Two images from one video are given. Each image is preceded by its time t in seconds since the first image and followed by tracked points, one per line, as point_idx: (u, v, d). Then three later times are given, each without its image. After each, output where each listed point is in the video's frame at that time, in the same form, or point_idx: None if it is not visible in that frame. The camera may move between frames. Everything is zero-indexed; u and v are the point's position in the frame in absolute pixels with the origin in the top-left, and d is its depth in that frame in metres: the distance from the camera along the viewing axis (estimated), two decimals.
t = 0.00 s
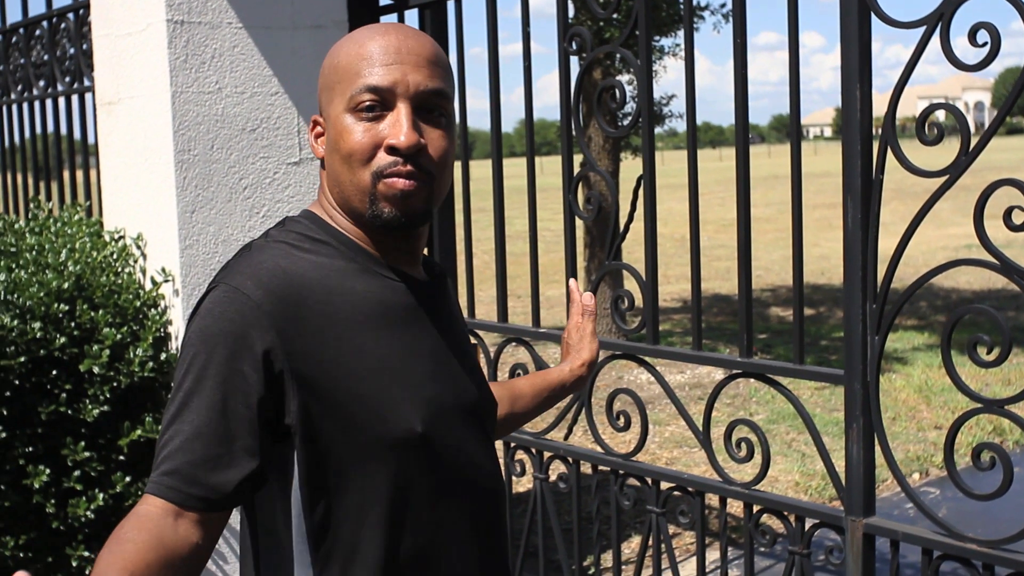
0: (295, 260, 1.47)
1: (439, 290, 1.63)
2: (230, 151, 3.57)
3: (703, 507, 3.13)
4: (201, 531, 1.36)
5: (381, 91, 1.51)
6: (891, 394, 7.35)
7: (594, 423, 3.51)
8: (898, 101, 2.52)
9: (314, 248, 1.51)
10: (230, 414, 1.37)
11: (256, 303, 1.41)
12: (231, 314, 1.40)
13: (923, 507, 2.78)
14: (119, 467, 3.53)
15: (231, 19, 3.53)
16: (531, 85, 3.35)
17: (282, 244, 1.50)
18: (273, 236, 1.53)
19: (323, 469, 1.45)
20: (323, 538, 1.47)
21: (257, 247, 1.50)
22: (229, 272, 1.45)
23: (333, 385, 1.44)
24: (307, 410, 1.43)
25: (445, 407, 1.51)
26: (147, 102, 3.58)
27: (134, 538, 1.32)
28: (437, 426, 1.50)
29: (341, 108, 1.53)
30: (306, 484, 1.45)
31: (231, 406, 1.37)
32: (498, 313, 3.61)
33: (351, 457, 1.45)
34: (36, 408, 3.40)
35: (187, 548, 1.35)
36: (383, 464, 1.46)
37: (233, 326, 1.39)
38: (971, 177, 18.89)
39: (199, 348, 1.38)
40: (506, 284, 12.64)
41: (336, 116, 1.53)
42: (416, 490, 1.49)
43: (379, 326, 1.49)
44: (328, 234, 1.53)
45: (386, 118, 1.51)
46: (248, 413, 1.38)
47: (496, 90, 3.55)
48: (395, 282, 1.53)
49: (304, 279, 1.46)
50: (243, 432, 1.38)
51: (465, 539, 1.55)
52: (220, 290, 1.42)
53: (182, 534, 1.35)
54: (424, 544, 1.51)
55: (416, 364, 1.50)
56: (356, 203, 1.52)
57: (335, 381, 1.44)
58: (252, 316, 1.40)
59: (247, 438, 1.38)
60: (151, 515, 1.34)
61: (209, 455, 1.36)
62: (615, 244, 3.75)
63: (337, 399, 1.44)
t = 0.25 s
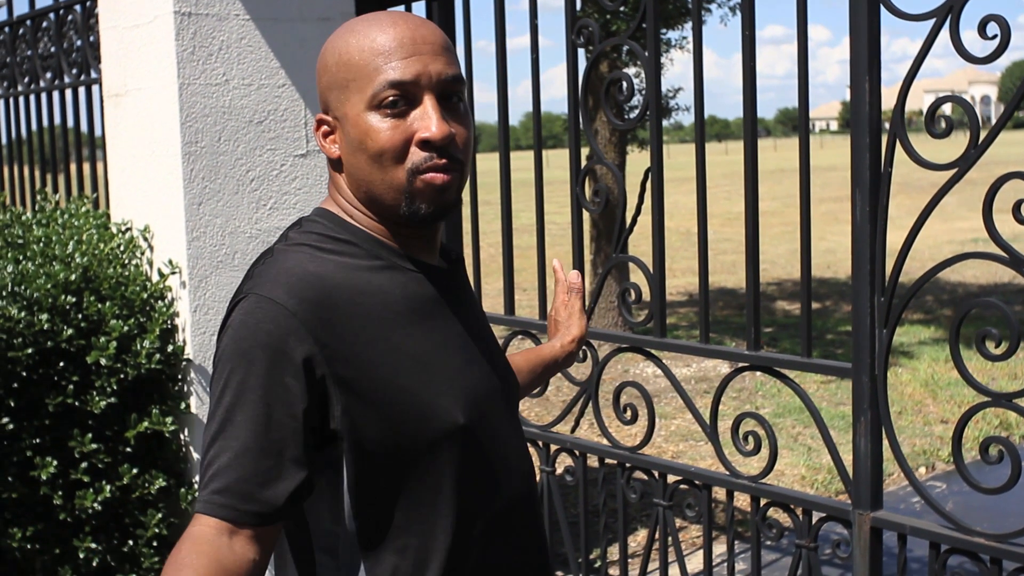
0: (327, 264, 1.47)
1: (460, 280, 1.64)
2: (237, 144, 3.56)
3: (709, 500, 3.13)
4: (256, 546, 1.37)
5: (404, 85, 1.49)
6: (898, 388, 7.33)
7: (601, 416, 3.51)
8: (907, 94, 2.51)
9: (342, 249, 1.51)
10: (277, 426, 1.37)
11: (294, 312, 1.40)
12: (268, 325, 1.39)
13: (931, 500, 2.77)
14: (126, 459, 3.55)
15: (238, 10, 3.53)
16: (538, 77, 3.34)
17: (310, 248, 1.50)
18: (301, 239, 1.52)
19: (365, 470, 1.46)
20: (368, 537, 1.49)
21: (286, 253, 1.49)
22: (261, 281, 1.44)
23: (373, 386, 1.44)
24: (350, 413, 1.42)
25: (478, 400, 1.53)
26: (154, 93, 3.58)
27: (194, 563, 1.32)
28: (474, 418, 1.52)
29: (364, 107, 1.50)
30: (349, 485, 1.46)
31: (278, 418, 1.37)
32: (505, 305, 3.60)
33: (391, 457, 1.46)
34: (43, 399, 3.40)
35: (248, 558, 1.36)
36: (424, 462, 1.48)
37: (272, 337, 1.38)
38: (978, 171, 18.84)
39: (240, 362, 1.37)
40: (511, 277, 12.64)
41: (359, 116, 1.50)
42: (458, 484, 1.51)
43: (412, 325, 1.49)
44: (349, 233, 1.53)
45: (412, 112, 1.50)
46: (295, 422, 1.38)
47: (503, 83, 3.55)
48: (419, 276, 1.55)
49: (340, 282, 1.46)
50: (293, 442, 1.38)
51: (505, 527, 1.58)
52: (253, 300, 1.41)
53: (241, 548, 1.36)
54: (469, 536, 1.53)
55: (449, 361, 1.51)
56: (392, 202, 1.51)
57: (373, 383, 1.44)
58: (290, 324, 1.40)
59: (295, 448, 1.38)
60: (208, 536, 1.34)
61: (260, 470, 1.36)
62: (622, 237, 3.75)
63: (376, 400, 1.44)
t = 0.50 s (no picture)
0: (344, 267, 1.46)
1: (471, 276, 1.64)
2: (234, 142, 3.56)
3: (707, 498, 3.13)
4: (289, 559, 1.37)
5: (384, 76, 1.49)
6: (894, 386, 7.34)
7: (598, 414, 3.51)
8: (904, 91, 2.51)
9: (356, 250, 1.50)
10: (304, 437, 1.36)
11: (314, 319, 1.39)
12: (289, 334, 1.37)
13: (929, 498, 2.77)
14: (123, 458, 3.53)
15: (236, 9, 3.52)
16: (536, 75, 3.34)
17: (325, 252, 1.48)
18: (316, 243, 1.51)
19: (388, 472, 1.45)
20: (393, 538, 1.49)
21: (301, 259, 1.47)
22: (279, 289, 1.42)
23: (394, 387, 1.43)
24: (372, 415, 1.42)
25: (498, 396, 1.53)
26: (151, 91, 3.57)
27: None
28: (496, 416, 1.51)
29: (345, 101, 1.51)
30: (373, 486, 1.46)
31: (304, 428, 1.36)
32: (503, 304, 3.60)
33: (414, 458, 1.46)
34: (40, 398, 3.39)
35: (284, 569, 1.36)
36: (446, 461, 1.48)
37: (293, 346, 1.37)
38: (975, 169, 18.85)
39: (263, 373, 1.36)
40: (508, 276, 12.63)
41: (341, 110, 1.51)
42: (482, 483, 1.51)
43: (431, 325, 1.49)
44: (358, 233, 1.52)
45: (392, 104, 1.49)
46: (319, 430, 1.37)
47: (501, 81, 3.54)
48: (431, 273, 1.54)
49: (358, 286, 1.45)
50: (318, 452, 1.37)
51: (531, 522, 1.58)
52: (272, 309, 1.40)
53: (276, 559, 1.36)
54: (497, 534, 1.54)
55: (468, 360, 1.50)
56: (380, 196, 1.50)
57: (394, 384, 1.43)
58: (311, 331, 1.38)
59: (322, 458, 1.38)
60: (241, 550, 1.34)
61: (290, 482, 1.35)
62: (619, 235, 3.74)
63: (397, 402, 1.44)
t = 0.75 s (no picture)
0: (337, 276, 1.44)
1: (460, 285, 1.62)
2: (219, 145, 3.53)
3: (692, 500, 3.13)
4: None
5: (389, 81, 1.47)
6: (879, 388, 7.37)
7: (584, 416, 3.50)
8: (889, 94, 2.51)
9: (347, 258, 1.47)
10: (295, 452, 1.33)
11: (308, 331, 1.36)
12: (282, 345, 1.34)
13: (913, 500, 2.78)
14: (107, 462, 3.51)
15: (221, 11, 3.50)
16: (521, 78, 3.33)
17: (316, 260, 1.45)
18: (305, 251, 1.48)
19: (374, 487, 1.43)
20: (376, 556, 1.46)
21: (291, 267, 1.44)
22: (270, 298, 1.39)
23: (383, 401, 1.41)
24: (360, 430, 1.40)
25: (484, 411, 1.51)
26: (136, 93, 3.54)
27: None
28: (483, 429, 1.50)
29: (350, 106, 1.48)
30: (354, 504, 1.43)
31: (297, 442, 1.33)
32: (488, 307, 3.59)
33: (400, 474, 1.44)
34: (23, 402, 3.37)
35: None
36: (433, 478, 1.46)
37: (285, 358, 1.34)
38: (959, 172, 18.95)
39: (253, 387, 1.32)
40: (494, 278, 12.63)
41: (347, 115, 1.48)
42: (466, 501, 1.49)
43: (421, 338, 1.47)
44: (353, 242, 1.49)
45: (401, 108, 1.47)
46: (312, 444, 1.34)
47: (486, 84, 3.54)
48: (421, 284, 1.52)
49: (350, 296, 1.42)
50: (310, 466, 1.34)
51: (516, 539, 1.57)
52: (263, 318, 1.36)
53: None
54: (482, 555, 1.52)
55: (456, 374, 1.49)
56: (387, 203, 1.48)
57: (383, 398, 1.42)
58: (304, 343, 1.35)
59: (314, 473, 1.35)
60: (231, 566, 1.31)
61: (281, 497, 1.31)
62: (604, 238, 3.74)
63: (386, 415, 1.42)
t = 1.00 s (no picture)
0: (319, 276, 1.43)
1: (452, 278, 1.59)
2: (205, 143, 3.51)
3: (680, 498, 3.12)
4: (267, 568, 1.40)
5: (370, 82, 1.48)
6: (866, 386, 7.38)
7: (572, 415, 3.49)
8: (875, 92, 2.51)
9: (331, 256, 1.48)
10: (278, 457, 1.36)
11: (284, 336, 1.37)
12: (260, 353, 1.35)
13: (901, 497, 2.77)
14: (94, 462, 3.47)
15: (206, 9, 3.48)
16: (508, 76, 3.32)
17: (299, 260, 1.46)
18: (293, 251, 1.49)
19: (361, 491, 1.44)
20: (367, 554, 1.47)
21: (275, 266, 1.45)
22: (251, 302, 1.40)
23: (363, 400, 1.41)
24: (342, 426, 1.41)
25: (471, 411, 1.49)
26: (122, 92, 3.52)
27: None
28: (466, 428, 1.48)
29: (332, 105, 1.49)
30: (338, 507, 1.44)
31: (277, 448, 1.36)
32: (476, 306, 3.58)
33: (389, 477, 1.44)
34: (9, 402, 3.34)
35: None
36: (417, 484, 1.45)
37: (259, 358, 1.35)
38: (946, 171, 19.02)
39: (229, 386, 1.35)
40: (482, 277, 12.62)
41: (329, 116, 1.50)
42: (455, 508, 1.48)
43: (408, 340, 1.46)
44: (340, 241, 1.51)
45: (383, 111, 1.47)
46: (293, 450, 1.37)
47: (473, 82, 3.53)
48: (407, 283, 1.51)
49: (333, 297, 1.42)
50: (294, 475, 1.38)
51: (511, 535, 1.55)
52: (242, 324, 1.37)
53: None
54: (474, 553, 1.51)
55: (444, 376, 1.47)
56: (365, 205, 1.49)
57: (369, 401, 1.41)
58: (280, 349, 1.36)
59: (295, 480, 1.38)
60: None
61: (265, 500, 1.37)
62: (592, 236, 3.73)
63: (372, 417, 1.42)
